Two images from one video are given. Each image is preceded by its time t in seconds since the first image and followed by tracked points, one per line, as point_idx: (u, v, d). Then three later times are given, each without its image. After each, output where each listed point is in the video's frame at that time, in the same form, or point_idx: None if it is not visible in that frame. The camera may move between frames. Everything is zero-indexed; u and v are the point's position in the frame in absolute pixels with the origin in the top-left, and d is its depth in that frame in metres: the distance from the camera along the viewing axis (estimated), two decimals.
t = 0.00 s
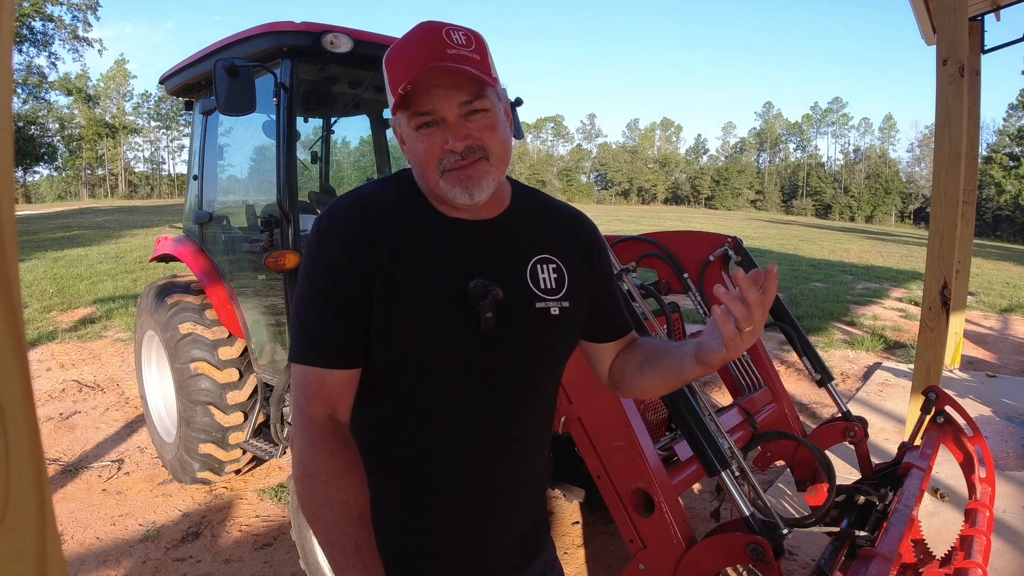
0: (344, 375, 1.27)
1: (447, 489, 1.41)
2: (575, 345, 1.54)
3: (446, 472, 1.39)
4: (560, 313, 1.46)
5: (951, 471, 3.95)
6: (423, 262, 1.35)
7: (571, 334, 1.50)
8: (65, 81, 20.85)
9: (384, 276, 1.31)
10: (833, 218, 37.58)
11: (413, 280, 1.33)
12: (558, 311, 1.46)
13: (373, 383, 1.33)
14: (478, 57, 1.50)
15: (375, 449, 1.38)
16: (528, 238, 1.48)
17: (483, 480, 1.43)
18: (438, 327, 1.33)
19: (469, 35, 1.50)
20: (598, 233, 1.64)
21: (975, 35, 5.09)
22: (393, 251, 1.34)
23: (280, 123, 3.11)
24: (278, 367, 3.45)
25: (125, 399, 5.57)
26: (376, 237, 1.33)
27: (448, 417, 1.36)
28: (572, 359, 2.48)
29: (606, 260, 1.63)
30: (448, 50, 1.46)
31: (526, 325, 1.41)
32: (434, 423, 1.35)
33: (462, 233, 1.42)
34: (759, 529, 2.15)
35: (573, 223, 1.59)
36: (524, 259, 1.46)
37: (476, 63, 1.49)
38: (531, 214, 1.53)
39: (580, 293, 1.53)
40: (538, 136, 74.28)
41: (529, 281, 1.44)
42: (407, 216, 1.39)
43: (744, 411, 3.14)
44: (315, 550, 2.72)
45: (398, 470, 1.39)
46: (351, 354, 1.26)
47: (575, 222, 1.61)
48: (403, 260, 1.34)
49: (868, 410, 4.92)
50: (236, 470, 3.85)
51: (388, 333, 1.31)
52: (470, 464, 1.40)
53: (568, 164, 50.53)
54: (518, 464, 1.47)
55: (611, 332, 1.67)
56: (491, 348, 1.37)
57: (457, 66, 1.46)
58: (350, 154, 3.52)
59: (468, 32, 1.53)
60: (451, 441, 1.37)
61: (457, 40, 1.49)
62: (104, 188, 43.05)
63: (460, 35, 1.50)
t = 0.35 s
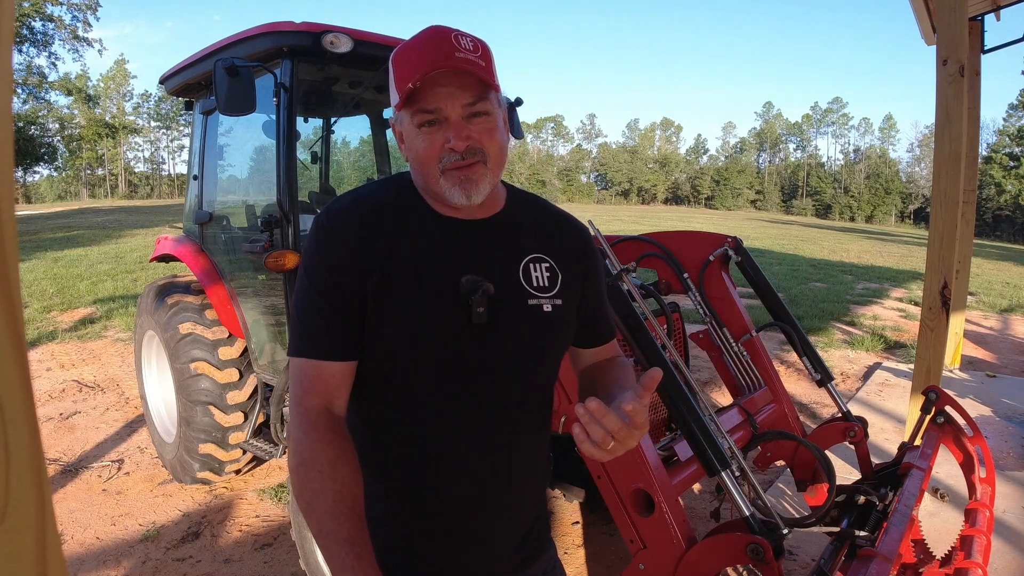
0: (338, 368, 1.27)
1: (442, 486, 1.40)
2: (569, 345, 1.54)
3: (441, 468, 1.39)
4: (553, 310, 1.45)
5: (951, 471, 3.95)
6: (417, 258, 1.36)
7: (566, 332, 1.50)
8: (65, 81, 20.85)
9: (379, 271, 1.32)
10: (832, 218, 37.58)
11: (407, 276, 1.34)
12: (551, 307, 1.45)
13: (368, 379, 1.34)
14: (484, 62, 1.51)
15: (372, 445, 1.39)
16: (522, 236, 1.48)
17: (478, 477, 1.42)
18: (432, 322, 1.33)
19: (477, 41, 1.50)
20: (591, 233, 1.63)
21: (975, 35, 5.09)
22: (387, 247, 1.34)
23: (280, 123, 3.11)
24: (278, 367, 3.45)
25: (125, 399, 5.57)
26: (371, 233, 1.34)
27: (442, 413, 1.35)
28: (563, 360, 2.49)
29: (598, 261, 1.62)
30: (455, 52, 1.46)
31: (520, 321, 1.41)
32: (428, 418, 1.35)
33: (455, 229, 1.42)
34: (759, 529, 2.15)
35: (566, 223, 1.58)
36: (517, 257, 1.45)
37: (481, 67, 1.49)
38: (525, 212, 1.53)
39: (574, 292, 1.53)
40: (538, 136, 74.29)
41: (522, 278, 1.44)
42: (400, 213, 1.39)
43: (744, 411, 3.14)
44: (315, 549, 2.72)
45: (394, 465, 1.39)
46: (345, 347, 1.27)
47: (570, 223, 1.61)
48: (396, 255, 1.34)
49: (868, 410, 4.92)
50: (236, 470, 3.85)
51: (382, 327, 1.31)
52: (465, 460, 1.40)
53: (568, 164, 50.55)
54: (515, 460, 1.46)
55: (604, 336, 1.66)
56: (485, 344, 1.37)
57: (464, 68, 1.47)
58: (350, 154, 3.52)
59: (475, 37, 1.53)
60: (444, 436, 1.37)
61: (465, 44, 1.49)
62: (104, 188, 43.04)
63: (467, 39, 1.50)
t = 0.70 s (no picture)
0: (328, 369, 1.27)
1: (433, 486, 1.40)
2: (557, 345, 1.54)
3: (432, 467, 1.39)
4: (542, 310, 1.46)
5: (951, 471, 3.95)
6: (407, 259, 1.36)
7: (554, 333, 1.50)
8: (65, 81, 20.86)
9: (369, 272, 1.32)
10: (833, 218, 37.57)
11: (397, 277, 1.34)
12: (540, 308, 1.46)
13: (359, 378, 1.34)
14: (474, 64, 1.51)
15: (363, 445, 1.39)
16: (511, 237, 1.49)
17: (470, 477, 1.42)
18: (422, 322, 1.33)
19: (467, 43, 1.50)
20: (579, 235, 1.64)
21: (975, 35, 5.08)
22: (378, 247, 1.34)
23: (280, 122, 3.11)
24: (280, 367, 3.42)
25: (125, 399, 5.57)
26: (361, 233, 1.34)
27: (433, 412, 1.35)
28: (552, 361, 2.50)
29: (586, 263, 1.63)
30: (445, 54, 1.47)
31: (510, 322, 1.42)
32: (419, 417, 1.35)
33: (443, 229, 1.43)
34: (760, 529, 2.15)
35: (555, 225, 1.59)
36: (507, 257, 1.46)
37: (471, 68, 1.49)
38: (513, 213, 1.54)
39: (563, 293, 1.54)
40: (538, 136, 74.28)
41: (511, 279, 1.44)
42: (391, 214, 1.39)
43: (744, 411, 3.14)
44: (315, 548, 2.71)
45: (386, 466, 1.39)
46: (335, 347, 1.27)
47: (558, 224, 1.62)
48: (387, 256, 1.35)
49: (868, 410, 4.92)
50: (236, 470, 3.85)
51: (372, 328, 1.31)
52: (456, 459, 1.40)
53: (568, 164, 50.55)
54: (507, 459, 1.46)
55: (592, 338, 1.67)
56: (475, 344, 1.37)
57: (452, 69, 1.47)
58: (350, 154, 3.52)
59: (466, 40, 1.54)
60: (435, 436, 1.37)
61: (455, 47, 1.49)
62: (104, 188, 43.03)
63: (458, 41, 1.51)
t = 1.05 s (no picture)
0: (325, 374, 1.26)
1: (429, 492, 1.40)
2: (552, 352, 1.55)
3: (428, 473, 1.39)
4: (538, 319, 1.47)
5: (951, 471, 3.95)
6: (404, 265, 1.36)
7: (550, 340, 1.51)
8: (65, 81, 20.85)
9: (366, 277, 1.32)
10: (833, 218, 37.56)
11: (395, 284, 1.34)
12: (536, 316, 1.47)
13: (355, 385, 1.34)
14: (481, 65, 1.51)
15: (359, 450, 1.38)
16: (508, 244, 1.49)
17: (466, 483, 1.43)
18: (421, 329, 1.33)
19: (474, 45, 1.50)
20: (575, 244, 1.65)
21: (975, 35, 5.09)
22: (376, 254, 1.34)
23: (281, 122, 3.11)
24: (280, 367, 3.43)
25: (125, 399, 5.57)
26: (360, 240, 1.34)
27: (431, 419, 1.36)
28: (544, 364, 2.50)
29: (583, 272, 1.63)
30: (452, 54, 1.46)
31: (507, 329, 1.42)
32: (416, 425, 1.35)
33: (440, 234, 1.42)
34: (760, 529, 2.15)
35: (551, 232, 1.60)
36: (504, 264, 1.46)
37: (477, 69, 1.49)
38: (510, 220, 1.54)
39: (560, 301, 1.54)
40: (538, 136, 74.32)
41: (509, 286, 1.45)
42: (389, 220, 1.39)
43: (744, 411, 3.14)
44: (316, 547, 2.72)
45: (382, 471, 1.39)
46: (333, 354, 1.26)
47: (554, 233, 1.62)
48: (385, 263, 1.34)
49: (868, 410, 4.92)
50: (236, 470, 3.85)
51: (370, 334, 1.31)
52: (452, 466, 1.40)
53: (568, 164, 50.55)
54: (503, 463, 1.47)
55: (586, 344, 1.67)
56: (472, 351, 1.38)
57: (459, 70, 1.47)
58: (350, 154, 3.52)
59: (474, 41, 1.54)
60: (433, 443, 1.37)
61: (463, 48, 1.49)
62: (104, 188, 43.03)
63: (465, 42, 1.51)
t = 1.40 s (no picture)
0: (323, 375, 1.26)
1: (430, 492, 1.40)
2: (550, 349, 1.55)
3: (429, 474, 1.39)
4: (536, 316, 1.47)
5: (951, 471, 3.95)
6: (402, 264, 1.36)
7: (548, 338, 1.51)
8: (65, 81, 20.86)
9: (362, 276, 1.32)
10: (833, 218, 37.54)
11: (392, 283, 1.34)
12: (535, 313, 1.47)
13: (354, 386, 1.34)
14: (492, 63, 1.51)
15: (359, 451, 1.39)
16: (505, 242, 1.49)
17: (466, 483, 1.43)
18: (418, 328, 1.33)
19: (485, 43, 1.50)
20: (573, 241, 1.65)
21: (975, 35, 5.09)
22: (372, 253, 1.34)
23: (281, 122, 3.11)
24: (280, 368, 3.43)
25: (125, 399, 5.57)
26: (355, 240, 1.33)
27: (429, 419, 1.36)
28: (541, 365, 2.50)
29: (580, 270, 1.63)
30: (466, 50, 1.46)
31: (505, 327, 1.42)
32: (416, 424, 1.35)
33: (437, 232, 1.42)
34: (759, 529, 2.15)
35: (548, 229, 1.59)
36: (501, 262, 1.46)
37: (489, 67, 1.49)
38: (507, 218, 1.54)
39: (558, 298, 1.54)
40: (538, 136, 74.30)
41: (506, 284, 1.45)
42: (386, 219, 1.38)
43: (744, 411, 3.14)
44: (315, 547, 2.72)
45: (381, 472, 1.39)
46: (330, 354, 1.26)
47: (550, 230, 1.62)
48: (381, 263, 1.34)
49: (868, 410, 4.92)
50: (236, 470, 3.85)
51: (367, 334, 1.31)
52: (452, 466, 1.40)
53: (569, 164, 50.56)
54: (501, 465, 1.47)
55: (585, 341, 1.66)
56: (470, 350, 1.38)
57: (473, 70, 1.48)
58: (350, 154, 3.52)
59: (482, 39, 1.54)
60: (432, 443, 1.37)
61: (474, 45, 1.49)
62: (104, 188, 43.04)
63: (476, 40, 1.50)
